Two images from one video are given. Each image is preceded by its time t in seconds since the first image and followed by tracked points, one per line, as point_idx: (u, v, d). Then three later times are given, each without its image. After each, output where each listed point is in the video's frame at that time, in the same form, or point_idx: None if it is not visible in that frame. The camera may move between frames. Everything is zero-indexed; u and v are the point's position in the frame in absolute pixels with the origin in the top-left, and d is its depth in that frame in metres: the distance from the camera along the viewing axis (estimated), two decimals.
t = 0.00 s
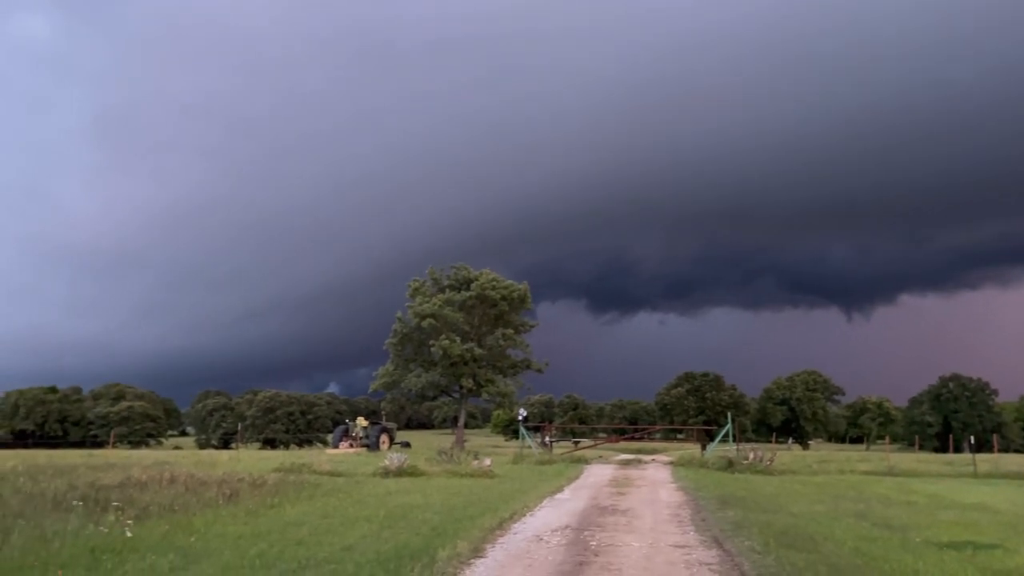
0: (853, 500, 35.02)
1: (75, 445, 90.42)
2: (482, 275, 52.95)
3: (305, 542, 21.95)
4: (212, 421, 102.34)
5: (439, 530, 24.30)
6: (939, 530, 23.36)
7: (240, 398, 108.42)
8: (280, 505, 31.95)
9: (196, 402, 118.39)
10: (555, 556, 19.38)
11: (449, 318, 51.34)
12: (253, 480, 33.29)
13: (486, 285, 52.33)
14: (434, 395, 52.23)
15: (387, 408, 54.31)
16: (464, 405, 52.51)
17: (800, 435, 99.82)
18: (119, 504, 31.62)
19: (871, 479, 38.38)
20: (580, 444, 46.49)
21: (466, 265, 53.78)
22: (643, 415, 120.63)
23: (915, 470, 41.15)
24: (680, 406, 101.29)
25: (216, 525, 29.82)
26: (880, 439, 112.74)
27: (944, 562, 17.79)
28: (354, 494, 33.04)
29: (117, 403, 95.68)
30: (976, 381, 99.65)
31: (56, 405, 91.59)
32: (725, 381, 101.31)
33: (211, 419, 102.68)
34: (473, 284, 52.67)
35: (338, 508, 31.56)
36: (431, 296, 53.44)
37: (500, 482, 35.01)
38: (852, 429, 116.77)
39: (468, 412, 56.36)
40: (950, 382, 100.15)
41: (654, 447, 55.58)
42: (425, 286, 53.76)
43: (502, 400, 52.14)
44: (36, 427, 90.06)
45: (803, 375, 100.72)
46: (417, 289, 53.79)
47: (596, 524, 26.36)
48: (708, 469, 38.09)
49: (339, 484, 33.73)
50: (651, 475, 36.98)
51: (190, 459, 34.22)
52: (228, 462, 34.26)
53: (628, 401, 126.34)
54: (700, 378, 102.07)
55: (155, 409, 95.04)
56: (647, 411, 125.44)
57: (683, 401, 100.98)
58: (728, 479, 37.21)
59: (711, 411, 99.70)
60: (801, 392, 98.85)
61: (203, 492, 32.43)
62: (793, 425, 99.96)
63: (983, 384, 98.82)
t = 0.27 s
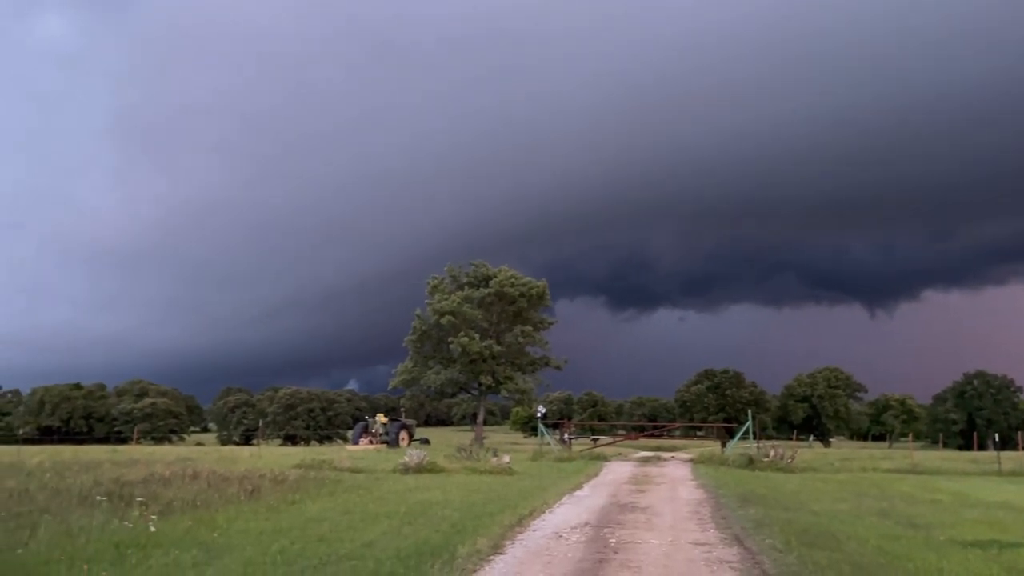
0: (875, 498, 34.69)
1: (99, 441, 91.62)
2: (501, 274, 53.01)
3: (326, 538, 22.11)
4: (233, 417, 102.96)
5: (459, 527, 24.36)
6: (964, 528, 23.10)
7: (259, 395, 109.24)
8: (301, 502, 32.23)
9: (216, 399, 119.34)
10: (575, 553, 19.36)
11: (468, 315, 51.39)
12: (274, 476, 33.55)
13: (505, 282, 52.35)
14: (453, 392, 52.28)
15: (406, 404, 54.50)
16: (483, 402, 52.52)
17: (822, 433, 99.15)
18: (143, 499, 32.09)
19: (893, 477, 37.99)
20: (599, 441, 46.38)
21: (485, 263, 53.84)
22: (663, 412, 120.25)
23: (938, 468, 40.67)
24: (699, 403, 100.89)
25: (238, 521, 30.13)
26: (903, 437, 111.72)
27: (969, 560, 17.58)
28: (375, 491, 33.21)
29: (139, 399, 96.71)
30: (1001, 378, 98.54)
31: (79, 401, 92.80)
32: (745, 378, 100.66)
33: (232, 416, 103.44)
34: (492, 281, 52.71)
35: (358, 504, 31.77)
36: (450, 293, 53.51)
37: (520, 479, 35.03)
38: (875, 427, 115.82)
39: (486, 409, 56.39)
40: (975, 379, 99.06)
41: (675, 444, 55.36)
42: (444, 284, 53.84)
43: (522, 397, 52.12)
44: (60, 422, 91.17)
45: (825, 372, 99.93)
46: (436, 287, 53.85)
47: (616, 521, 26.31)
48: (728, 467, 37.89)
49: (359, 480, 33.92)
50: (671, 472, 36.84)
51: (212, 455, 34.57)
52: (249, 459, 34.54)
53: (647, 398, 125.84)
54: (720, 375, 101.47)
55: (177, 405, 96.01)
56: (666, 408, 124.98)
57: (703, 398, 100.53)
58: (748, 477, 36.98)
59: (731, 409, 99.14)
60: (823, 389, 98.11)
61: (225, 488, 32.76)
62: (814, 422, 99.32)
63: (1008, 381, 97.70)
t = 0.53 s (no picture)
0: (968, 532, 28.94)
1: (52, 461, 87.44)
2: (519, 267, 48.04)
3: None
4: (208, 435, 98.89)
5: (457, 565, 19.46)
6: None
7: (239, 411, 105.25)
8: (287, 534, 27.42)
9: (191, 414, 114.99)
10: None
11: (480, 317, 46.57)
12: (256, 504, 28.95)
13: (524, 277, 47.38)
14: (463, 406, 47.45)
15: (410, 421, 49.60)
16: (498, 417, 47.57)
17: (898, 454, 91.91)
18: (103, 531, 27.37)
19: (986, 507, 32.11)
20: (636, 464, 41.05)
21: (500, 256, 48.97)
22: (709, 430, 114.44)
23: None
24: (754, 419, 94.81)
25: (213, 555, 25.47)
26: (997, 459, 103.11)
27: None
28: (372, 521, 28.38)
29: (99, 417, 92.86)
30: None
31: (32, 417, 88.72)
32: (807, 392, 94.12)
33: (206, 433, 99.37)
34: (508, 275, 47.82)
35: (353, 536, 26.90)
36: (458, 290, 48.78)
37: (541, 507, 29.94)
38: (961, 447, 107.45)
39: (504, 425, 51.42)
40: None
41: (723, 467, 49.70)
42: (452, 279, 49.10)
43: (543, 412, 46.98)
44: (11, 441, 87.50)
45: (901, 384, 92.82)
46: (442, 283, 49.12)
47: (654, 559, 21.19)
48: (787, 494, 32.37)
49: (354, 509, 29.14)
50: (719, 501, 31.44)
51: (183, 481, 30.12)
52: (227, 484, 30.01)
53: (691, 415, 119.76)
54: (777, 388, 95.25)
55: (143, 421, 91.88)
56: (711, 425, 118.63)
57: (758, 414, 94.46)
58: (811, 506, 31.44)
59: (791, 426, 92.70)
60: (899, 404, 91.10)
61: (199, 518, 28.19)
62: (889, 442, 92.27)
63: None
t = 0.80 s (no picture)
0: None
1: (45, 468, 86.35)
2: (539, 262, 46.12)
3: None
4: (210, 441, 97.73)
5: None
6: None
7: (240, 415, 103.89)
8: (293, 546, 25.63)
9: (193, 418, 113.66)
10: None
11: (497, 315, 44.65)
12: (260, 514, 27.27)
13: (544, 273, 45.45)
14: (480, 411, 45.55)
15: (423, 427, 47.81)
16: (517, 423, 45.58)
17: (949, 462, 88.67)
18: (99, 543, 25.62)
19: None
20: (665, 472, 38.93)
21: (519, 251, 47.04)
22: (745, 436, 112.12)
23: None
24: (792, 425, 92.11)
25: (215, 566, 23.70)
26: None
27: None
28: (382, 533, 26.54)
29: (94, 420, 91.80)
30: None
31: (24, 422, 87.51)
32: (849, 396, 90.96)
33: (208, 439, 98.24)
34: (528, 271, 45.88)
35: (362, 549, 25.07)
36: (474, 287, 46.93)
37: (563, 519, 27.96)
38: (1016, 455, 103.77)
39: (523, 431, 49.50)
40: None
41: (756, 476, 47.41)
42: (468, 275, 47.25)
43: (566, 418, 44.91)
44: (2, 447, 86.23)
45: (952, 388, 89.47)
46: (457, 279, 47.23)
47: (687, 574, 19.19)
48: (828, 506, 30.13)
49: (364, 520, 27.33)
50: (755, 513, 29.28)
51: (183, 489, 28.53)
52: (229, 494, 28.38)
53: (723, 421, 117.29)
54: (818, 392, 92.40)
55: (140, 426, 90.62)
56: (746, 431, 115.74)
57: (797, 420, 91.71)
58: (855, 518, 29.20)
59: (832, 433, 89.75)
60: (949, 409, 87.77)
61: (200, 529, 26.50)
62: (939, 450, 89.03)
63: None
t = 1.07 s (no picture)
0: None
1: (41, 474, 85.87)
2: (560, 258, 44.49)
3: None
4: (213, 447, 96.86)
5: None
6: None
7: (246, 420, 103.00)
8: (300, 559, 24.07)
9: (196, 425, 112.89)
10: None
11: (515, 314, 43.04)
12: (265, 525, 25.81)
13: (565, 270, 43.82)
14: (498, 416, 43.95)
15: (438, 432, 46.29)
16: (537, 428, 43.98)
17: (997, 470, 86.41)
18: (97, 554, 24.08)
19: None
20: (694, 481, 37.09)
21: (538, 247, 45.43)
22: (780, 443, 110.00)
23: None
24: (831, 431, 89.57)
25: None
26: None
27: None
28: (393, 544, 24.98)
29: (91, 426, 90.95)
30: None
31: (18, 427, 87.63)
32: (891, 401, 88.58)
33: (211, 445, 97.27)
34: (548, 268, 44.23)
35: (373, 561, 23.47)
36: (491, 284, 45.34)
37: (585, 530, 26.28)
38: None
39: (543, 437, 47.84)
40: None
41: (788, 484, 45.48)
42: (484, 272, 45.66)
43: (588, 423, 43.28)
44: None
45: (1001, 392, 87.36)
46: (473, 276, 45.63)
47: None
48: (869, 518, 28.24)
49: (374, 531, 25.78)
50: (791, 525, 27.45)
51: (185, 498, 27.16)
52: (233, 504, 26.96)
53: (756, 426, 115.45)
54: (858, 396, 90.06)
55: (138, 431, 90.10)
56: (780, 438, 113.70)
57: (836, 425, 89.22)
58: (897, 530, 27.29)
59: (873, 439, 87.29)
60: (999, 415, 85.58)
61: (203, 540, 25.02)
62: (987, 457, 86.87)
63: None
